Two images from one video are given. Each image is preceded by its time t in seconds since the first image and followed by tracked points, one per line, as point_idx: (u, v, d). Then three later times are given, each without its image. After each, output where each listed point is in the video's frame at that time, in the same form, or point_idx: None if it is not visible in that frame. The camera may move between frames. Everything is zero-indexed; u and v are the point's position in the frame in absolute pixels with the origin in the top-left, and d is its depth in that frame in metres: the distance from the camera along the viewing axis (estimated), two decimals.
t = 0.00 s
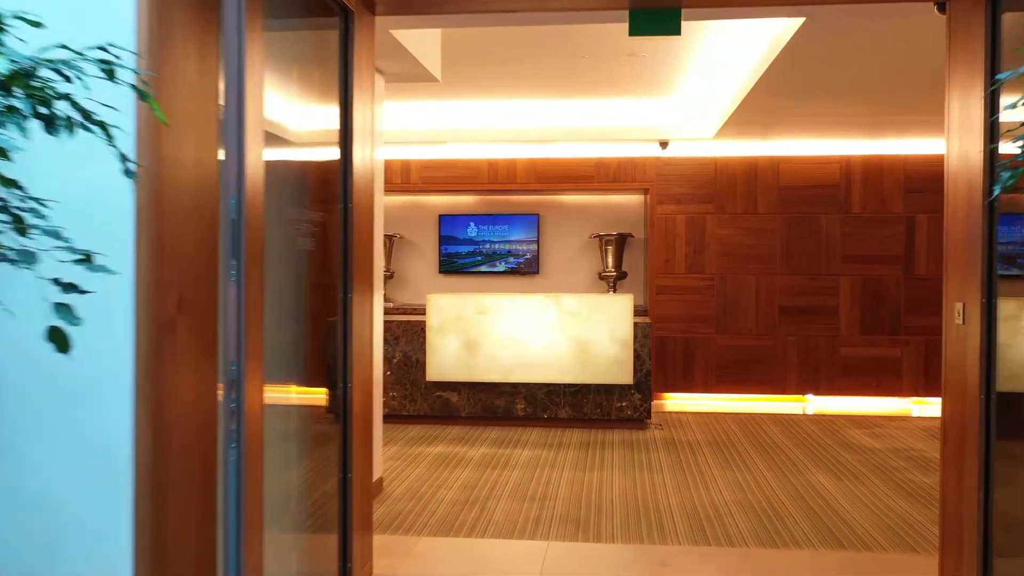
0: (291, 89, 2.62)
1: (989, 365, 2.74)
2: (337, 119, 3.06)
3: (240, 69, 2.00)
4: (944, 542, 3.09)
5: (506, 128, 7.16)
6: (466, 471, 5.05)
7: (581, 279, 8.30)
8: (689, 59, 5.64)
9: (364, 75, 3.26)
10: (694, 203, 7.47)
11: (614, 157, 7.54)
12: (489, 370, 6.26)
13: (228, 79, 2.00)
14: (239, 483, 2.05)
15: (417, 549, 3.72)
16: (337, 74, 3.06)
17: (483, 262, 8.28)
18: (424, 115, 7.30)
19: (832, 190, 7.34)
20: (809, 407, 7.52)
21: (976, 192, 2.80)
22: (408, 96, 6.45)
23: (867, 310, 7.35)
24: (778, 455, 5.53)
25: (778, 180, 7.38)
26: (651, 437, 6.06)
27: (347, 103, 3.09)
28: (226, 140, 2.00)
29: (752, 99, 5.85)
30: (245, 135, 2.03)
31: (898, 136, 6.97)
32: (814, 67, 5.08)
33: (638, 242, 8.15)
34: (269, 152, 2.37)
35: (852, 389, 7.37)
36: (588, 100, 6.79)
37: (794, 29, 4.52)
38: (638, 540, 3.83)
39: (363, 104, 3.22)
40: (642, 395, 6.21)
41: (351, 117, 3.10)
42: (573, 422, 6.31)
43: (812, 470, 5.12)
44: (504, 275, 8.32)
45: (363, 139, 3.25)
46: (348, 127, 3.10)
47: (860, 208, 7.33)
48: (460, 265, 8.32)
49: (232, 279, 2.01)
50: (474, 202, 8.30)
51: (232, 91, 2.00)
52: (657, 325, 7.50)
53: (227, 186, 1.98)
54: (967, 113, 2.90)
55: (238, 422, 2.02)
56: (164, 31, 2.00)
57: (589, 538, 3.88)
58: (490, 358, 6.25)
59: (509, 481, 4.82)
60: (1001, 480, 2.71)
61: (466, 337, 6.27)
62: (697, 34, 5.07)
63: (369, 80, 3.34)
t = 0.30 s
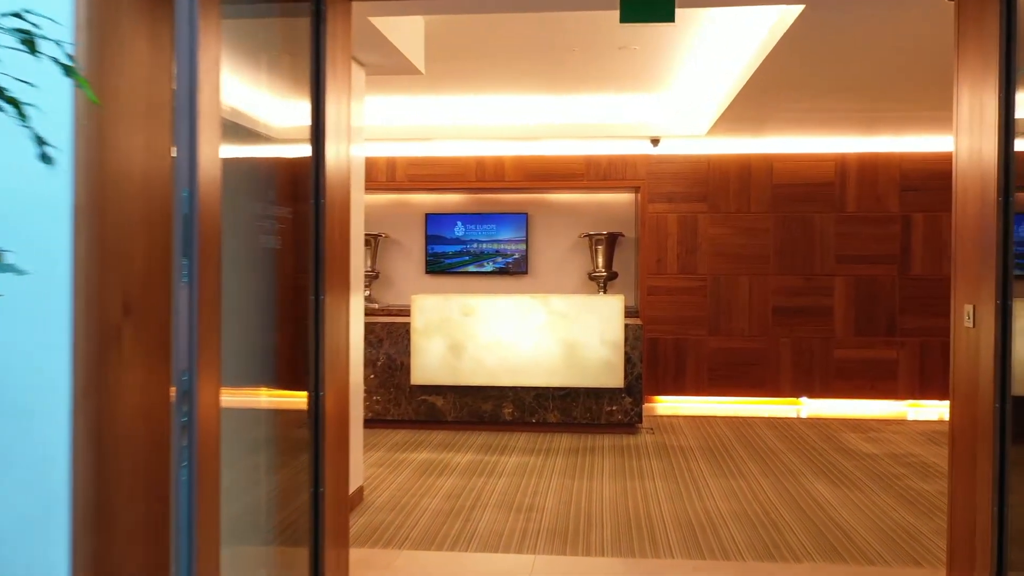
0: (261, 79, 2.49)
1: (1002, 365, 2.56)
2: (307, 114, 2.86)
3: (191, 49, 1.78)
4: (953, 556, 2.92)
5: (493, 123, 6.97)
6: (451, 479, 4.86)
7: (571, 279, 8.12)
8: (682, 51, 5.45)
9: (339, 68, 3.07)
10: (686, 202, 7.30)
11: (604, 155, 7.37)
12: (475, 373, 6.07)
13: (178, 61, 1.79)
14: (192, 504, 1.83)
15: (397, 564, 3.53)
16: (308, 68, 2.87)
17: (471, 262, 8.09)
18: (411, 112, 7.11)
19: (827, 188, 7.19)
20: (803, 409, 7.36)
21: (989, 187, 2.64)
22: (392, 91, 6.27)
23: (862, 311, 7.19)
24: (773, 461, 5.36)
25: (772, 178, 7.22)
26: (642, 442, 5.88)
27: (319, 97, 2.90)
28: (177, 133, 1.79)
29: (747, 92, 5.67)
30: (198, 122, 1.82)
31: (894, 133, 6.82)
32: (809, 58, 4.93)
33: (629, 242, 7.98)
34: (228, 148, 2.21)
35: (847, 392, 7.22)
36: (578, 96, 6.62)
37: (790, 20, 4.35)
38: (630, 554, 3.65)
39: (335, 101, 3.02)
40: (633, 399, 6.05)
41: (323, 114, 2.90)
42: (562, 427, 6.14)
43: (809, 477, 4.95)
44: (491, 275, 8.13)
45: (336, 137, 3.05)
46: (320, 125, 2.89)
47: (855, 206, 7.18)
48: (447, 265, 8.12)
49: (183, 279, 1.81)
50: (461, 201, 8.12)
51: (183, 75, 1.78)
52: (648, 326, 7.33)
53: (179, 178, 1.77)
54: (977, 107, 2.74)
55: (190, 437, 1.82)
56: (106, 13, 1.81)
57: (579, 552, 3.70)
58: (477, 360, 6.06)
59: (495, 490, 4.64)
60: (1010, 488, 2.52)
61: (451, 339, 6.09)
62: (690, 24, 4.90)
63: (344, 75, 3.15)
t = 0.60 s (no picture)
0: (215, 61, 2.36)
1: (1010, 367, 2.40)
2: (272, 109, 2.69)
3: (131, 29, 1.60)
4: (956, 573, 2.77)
5: (476, 121, 6.81)
6: (430, 488, 4.68)
7: (556, 280, 7.96)
8: (669, 44, 5.28)
9: (308, 62, 2.91)
10: (672, 201, 7.16)
11: (589, 153, 7.23)
12: (457, 377, 5.89)
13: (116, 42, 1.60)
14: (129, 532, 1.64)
15: None
16: (272, 60, 2.70)
17: (453, 263, 7.92)
18: (386, 110, 6.88)
19: (816, 187, 7.06)
20: (791, 412, 7.24)
21: (997, 184, 2.50)
22: (372, 87, 6.10)
23: (852, 313, 7.07)
24: (763, 467, 5.21)
25: (760, 177, 7.09)
26: (628, 448, 5.73)
27: (285, 91, 2.72)
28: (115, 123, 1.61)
29: (735, 88, 5.52)
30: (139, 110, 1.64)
31: (884, 131, 6.70)
32: (800, 53, 4.79)
33: (614, 242, 7.83)
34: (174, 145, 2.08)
35: (836, 395, 7.10)
36: (563, 93, 6.46)
37: (782, 12, 4.19)
38: (617, 569, 3.48)
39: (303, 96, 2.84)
40: (618, 403, 5.91)
41: (290, 109, 2.72)
42: (546, 431, 6.00)
43: (800, 485, 4.79)
44: (474, 276, 7.96)
45: (304, 134, 2.87)
46: (286, 121, 2.72)
47: (844, 206, 7.05)
48: (428, 265, 7.94)
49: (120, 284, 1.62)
50: (443, 200, 7.95)
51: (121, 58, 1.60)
52: (634, 328, 7.18)
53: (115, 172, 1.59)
54: (983, 101, 2.60)
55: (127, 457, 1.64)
56: None
57: (563, 566, 3.53)
58: (458, 364, 5.88)
59: (476, 499, 4.46)
60: (1019, 500, 2.36)
61: (432, 342, 5.89)
62: (678, 17, 4.75)
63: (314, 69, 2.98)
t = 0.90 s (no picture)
0: (153, 43, 2.24)
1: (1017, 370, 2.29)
2: (229, 101, 2.53)
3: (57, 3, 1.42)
4: None
5: (454, 116, 6.63)
6: (405, 495, 4.50)
7: (535, 279, 7.80)
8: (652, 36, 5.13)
9: (271, 52, 2.74)
10: (654, 199, 7.02)
11: (570, 150, 7.08)
12: (434, 380, 5.71)
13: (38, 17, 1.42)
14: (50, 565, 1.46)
15: None
16: (229, 49, 2.54)
17: (431, 263, 7.74)
18: (359, 106, 6.68)
19: (800, 186, 6.94)
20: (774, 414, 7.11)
21: (1002, 182, 2.39)
22: (346, 81, 5.92)
23: (836, 313, 6.96)
24: (748, 471, 5.07)
25: (743, 175, 6.96)
26: (609, 452, 5.58)
27: (242, 82, 2.55)
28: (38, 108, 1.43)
29: (720, 83, 5.38)
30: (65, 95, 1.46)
31: (869, 128, 6.59)
32: (786, 47, 4.66)
33: (595, 241, 7.68)
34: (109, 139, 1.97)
35: (820, 397, 6.98)
36: (544, 88, 6.31)
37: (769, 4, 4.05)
38: None
39: (263, 88, 2.66)
40: (600, 407, 5.76)
41: (249, 102, 2.54)
42: (525, 436, 5.83)
43: (786, 490, 4.66)
44: (452, 275, 7.78)
45: (266, 128, 2.69)
46: (245, 114, 2.54)
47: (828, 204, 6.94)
48: (405, 265, 7.76)
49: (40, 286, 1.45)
50: (420, 199, 7.77)
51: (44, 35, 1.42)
52: (615, 329, 7.03)
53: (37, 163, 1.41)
54: (988, 95, 2.47)
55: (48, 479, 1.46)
56: None
57: None
58: (435, 366, 5.71)
59: (452, 508, 4.29)
60: None
61: (407, 344, 5.72)
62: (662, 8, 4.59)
63: (277, 60, 2.81)
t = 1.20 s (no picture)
0: (97, 26, 2.11)
1: (1022, 374, 2.17)
2: (183, 92, 2.35)
3: None
4: None
5: (431, 112, 6.46)
6: (379, 504, 4.33)
7: (514, 279, 7.64)
8: (633, 29, 4.98)
9: (231, 41, 2.57)
10: (635, 198, 6.88)
11: (549, 147, 6.93)
12: (409, 384, 5.54)
13: None
14: None
15: None
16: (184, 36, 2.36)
17: (407, 262, 7.57)
18: (332, 103, 6.50)
19: (783, 184, 6.83)
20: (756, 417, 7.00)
21: (1007, 180, 2.27)
22: (318, 74, 5.73)
23: (819, 314, 6.85)
24: (733, 476, 4.95)
25: (725, 173, 6.85)
26: (589, 457, 5.43)
27: (198, 71, 2.37)
28: None
29: (703, 79, 5.24)
30: None
31: (853, 125, 6.50)
32: (772, 42, 4.54)
33: (574, 241, 7.54)
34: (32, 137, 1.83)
35: (802, 399, 6.88)
36: (523, 83, 6.16)
37: None
38: None
39: (221, 81, 2.49)
40: (580, 410, 5.63)
41: (205, 94, 2.37)
42: (503, 441, 5.67)
43: (772, 496, 4.53)
44: (429, 276, 7.62)
45: (225, 123, 2.52)
46: (200, 107, 2.37)
47: (811, 203, 6.83)
48: (380, 264, 7.58)
49: None
50: (396, 197, 7.60)
51: None
52: (595, 330, 6.89)
53: None
54: (993, 90, 2.34)
55: None
56: None
57: None
58: (410, 369, 5.54)
59: (428, 517, 4.12)
60: None
61: (382, 346, 5.54)
62: None
63: (238, 51, 2.64)
